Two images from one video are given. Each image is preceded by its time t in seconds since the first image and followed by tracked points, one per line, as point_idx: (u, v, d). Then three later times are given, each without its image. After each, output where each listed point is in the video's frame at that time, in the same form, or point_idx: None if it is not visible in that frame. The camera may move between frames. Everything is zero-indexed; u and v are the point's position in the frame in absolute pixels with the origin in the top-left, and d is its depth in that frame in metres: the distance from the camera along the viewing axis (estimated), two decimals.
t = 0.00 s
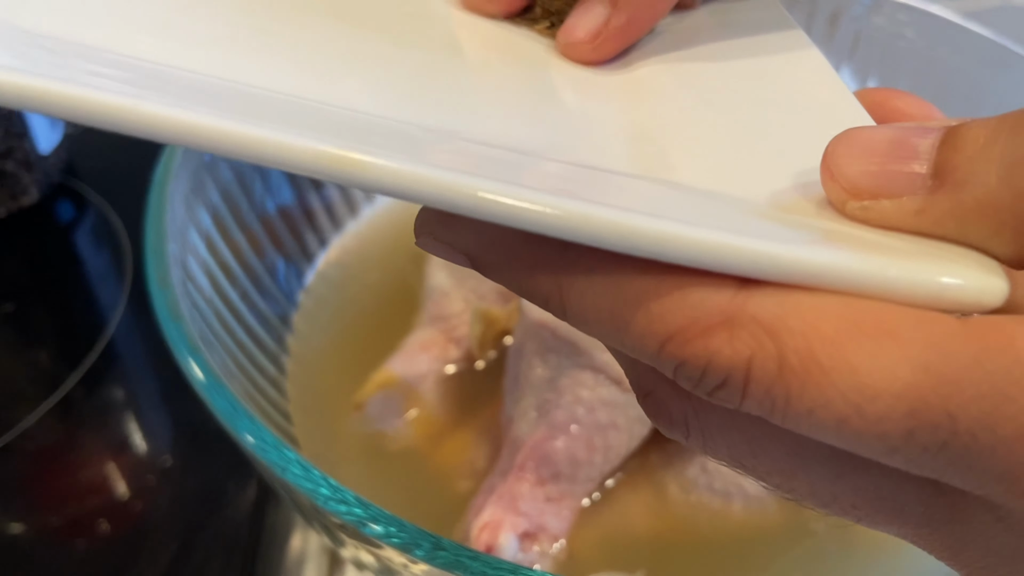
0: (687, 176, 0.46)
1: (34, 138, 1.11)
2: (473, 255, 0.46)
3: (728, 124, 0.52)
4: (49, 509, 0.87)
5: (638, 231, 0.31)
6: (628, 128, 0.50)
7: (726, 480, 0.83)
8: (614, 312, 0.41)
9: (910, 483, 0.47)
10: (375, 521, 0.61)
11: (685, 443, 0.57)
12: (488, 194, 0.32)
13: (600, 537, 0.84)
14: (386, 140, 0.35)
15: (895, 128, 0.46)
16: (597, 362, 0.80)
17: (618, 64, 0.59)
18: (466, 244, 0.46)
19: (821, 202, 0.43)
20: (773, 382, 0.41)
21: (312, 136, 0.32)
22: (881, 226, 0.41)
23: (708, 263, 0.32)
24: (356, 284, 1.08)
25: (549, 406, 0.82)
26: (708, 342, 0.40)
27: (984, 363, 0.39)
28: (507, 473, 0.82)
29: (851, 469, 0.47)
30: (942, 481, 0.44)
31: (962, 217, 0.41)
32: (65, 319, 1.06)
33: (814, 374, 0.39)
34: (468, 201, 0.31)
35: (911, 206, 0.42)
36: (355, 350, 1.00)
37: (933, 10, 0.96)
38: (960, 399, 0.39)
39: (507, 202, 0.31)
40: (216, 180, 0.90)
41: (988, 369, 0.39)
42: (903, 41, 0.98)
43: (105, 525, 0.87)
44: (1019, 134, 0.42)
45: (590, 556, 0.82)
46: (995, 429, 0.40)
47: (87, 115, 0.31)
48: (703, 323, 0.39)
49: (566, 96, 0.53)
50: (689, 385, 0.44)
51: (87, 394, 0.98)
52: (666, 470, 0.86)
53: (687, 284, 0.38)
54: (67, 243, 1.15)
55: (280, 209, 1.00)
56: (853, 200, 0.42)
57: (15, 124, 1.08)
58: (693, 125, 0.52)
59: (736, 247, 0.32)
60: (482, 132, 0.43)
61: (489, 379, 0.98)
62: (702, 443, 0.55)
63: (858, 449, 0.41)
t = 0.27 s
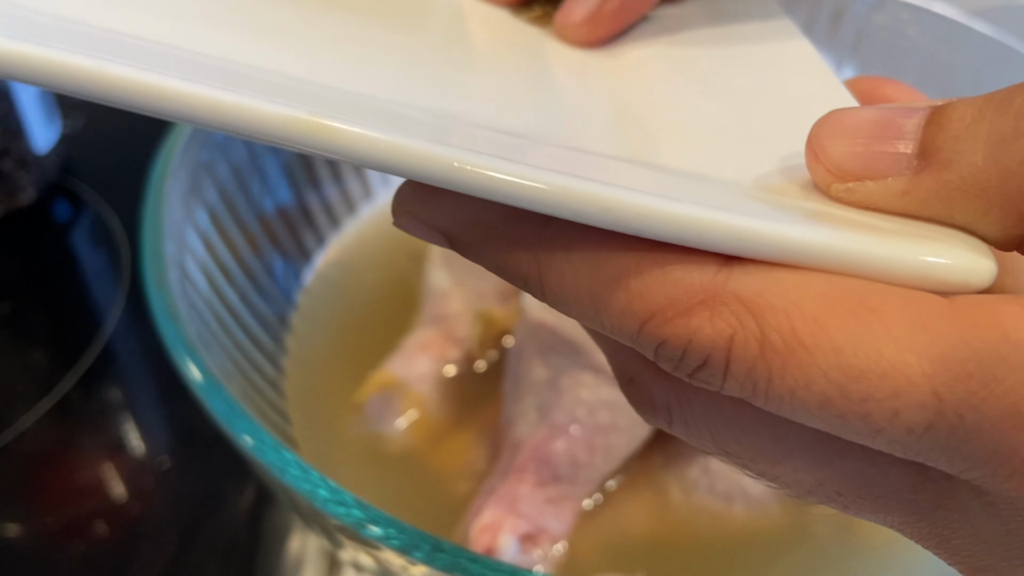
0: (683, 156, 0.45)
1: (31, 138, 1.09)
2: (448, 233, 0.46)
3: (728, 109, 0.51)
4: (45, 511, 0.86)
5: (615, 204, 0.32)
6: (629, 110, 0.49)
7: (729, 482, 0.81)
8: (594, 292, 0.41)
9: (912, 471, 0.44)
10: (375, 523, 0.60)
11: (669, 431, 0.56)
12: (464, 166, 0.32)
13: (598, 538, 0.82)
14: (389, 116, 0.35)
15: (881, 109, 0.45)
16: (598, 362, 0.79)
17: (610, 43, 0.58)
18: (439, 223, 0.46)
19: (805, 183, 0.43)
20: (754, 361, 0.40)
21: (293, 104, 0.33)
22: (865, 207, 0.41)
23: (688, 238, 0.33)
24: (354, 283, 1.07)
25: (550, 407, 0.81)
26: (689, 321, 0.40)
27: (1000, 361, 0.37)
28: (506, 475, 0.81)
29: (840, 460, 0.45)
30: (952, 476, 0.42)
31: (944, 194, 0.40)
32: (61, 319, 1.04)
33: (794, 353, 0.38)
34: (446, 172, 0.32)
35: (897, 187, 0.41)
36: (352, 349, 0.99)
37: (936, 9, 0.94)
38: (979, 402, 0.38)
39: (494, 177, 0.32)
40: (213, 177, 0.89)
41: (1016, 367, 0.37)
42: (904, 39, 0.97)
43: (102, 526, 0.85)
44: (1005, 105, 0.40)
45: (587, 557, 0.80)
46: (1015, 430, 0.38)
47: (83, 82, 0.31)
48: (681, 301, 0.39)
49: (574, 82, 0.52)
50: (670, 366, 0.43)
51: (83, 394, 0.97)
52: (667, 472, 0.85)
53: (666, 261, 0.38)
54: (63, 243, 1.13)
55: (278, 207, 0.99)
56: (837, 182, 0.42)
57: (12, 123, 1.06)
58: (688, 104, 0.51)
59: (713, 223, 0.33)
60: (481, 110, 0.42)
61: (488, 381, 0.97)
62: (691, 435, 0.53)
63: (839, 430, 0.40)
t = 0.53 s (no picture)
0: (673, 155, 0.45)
1: (33, 138, 1.09)
2: (431, 222, 0.44)
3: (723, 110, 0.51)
4: (46, 510, 0.86)
5: (610, 195, 0.33)
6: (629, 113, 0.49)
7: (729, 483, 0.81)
8: (577, 282, 0.40)
9: (899, 469, 0.44)
10: (375, 522, 0.60)
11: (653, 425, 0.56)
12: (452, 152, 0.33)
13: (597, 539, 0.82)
14: (395, 103, 0.35)
15: (859, 110, 0.45)
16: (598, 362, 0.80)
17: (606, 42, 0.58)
18: (423, 211, 0.43)
19: (787, 183, 0.44)
20: (733, 353, 0.39)
21: (277, 86, 0.33)
22: (846, 207, 0.41)
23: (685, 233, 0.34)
24: (355, 283, 1.07)
25: (550, 407, 0.81)
26: (669, 313, 0.39)
27: (993, 364, 0.37)
28: (506, 475, 0.81)
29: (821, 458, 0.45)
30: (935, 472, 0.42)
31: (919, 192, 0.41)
32: (62, 319, 1.05)
33: (773, 345, 0.38)
34: (430, 156, 0.32)
35: (874, 187, 0.41)
36: (352, 348, 0.99)
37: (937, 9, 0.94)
38: (979, 401, 0.38)
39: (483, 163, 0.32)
40: (214, 178, 0.89)
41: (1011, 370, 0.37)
42: (903, 40, 0.97)
43: (103, 526, 0.86)
44: (979, 106, 0.41)
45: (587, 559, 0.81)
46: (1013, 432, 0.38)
47: (78, 54, 0.32)
48: (662, 292, 0.39)
49: (574, 81, 0.52)
50: (651, 359, 0.42)
51: (84, 394, 0.97)
52: (667, 471, 0.85)
53: (648, 254, 0.38)
54: (63, 243, 1.14)
55: (278, 207, 1.00)
56: (817, 182, 0.42)
57: (13, 123, 1.06)
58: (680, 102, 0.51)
59: (697, 215, 0.34)
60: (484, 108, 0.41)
61: (489, 380, 0.97)
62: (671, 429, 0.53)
63: (814, 421, 0.40)
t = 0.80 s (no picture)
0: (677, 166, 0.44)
1: (31, 137, 1.09)
2: (439, 228, 0.44)
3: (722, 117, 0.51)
4: (45, 511, 0.86)
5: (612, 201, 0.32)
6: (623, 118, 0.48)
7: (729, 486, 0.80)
8: (580, 287, 0.40)
9: (900, 467, 0.44)
10: (375, 523, 0.60)
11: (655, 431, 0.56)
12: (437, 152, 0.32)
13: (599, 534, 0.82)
14: (392, 109, 0.35)
15: (855, 119, 0.45)
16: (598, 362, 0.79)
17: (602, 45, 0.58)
18: (422, 214, 0.44)
19: (783, 191, 0.43)
20: (737, 355, 0.39)
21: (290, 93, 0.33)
22: (843, 215, 0.41)
23: (686, 240, 0.33)
24: (355, 282, 1.07)
25: (550, 408, 0.81)
26: (673, 317, 0.39)
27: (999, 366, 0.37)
28: (507, 475, 0.81)
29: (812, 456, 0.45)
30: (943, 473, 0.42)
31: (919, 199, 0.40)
32: (61, 319, 1.04)
33: (776, 347, 0.38)
34: (426, 162, 0.32)
35: (870, 195, 0.41)
36: (352, 347, 0.99)
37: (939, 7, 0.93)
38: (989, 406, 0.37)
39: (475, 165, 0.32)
40: (213, 178, 0.89)
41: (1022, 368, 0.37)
42: (905, 40, 0.96)
43: (102, 526, 0.85)
44: (972, 115, 0.40)
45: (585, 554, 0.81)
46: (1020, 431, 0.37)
47: (85, 61, 0.32)
48: (665, 297, 0.38)
49: (578, 85, 0.51)
50: (654, 362, 0.43)
51: (84, 395, 0.97)
52: (667, 471, 0.84)
53: (650, 258, 0.38)
54: (63, 243, 1.13)
55: (278, 207, 0.99)
56: (814, 191, 0.42)
57: (12, 124, 1.06)
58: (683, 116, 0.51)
59: (700, 221, 0.33)
60: (482, 112, 0.42)
61: (488, 380, 0.97)
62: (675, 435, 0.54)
63: (816, 422, 0.40)
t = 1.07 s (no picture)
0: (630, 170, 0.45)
1: (31, 138, 1.07)
2: (394, 255, 0.45)
3: (686, 126, 0.51)
4: (46, 511, 0.86)
5: (553, 231, 0.32)
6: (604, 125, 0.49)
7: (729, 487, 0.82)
8: (536, 313, 0.40)
9: (875, 492, 0.44)
10: (375, 523, 0.60)
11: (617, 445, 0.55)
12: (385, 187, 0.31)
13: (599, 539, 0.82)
14: (342, 138, 0.35)
15: (809, 133, 0.45)
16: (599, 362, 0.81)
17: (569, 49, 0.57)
18: (386, 241, 0.45)
19: (741, 205, 0.43)
20: (693, 380, 0.39)
21: (228, 130, 0.32)
22: (799, 229, 0.41)
23: (635, 265, 0.33)
24: (358, 279, 1.05)
25: (550, 408, 0.83)
26: (628, 341, 0.40)
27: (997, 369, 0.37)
28: (506, 475, 0.81)
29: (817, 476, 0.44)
30: (907, 494, 0.41)
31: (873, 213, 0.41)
32: (63, 319, 1.05)
33: (730, 371, 0.38)
34: (374, 195, 0.31)
35: (827, 209, 0.41)
36: (351, 349, 0.99)
37: (937, 8, 0.93)
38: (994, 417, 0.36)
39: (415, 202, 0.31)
40: (213, 179, 0.88)
41: None
42: (904, 40, 0.95)
43: (103, 527, 0.86)
44: (925, 130, 0.41)
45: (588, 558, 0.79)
46: None
47: (14, 104, 0.31)
48: (620, 320, 0.39)
49: (536, 90, 0.51)
50: (610, 387, 0.43)
51: (84, 394, 0.97)
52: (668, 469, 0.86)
53: (607, 283, 0.38)
54: (64, 243, 1.14)
55: (277, 208, 0.99)
56: (771, 207, 0.42)
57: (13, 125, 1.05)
58: (667, 120, 0.51)
59: (656, 248, 0.33)
60: (441, 131, 0.42)
61: (489, 381, 0.96)
62: (638, 449, 0.53)
63: (776, 445, 0.39)
